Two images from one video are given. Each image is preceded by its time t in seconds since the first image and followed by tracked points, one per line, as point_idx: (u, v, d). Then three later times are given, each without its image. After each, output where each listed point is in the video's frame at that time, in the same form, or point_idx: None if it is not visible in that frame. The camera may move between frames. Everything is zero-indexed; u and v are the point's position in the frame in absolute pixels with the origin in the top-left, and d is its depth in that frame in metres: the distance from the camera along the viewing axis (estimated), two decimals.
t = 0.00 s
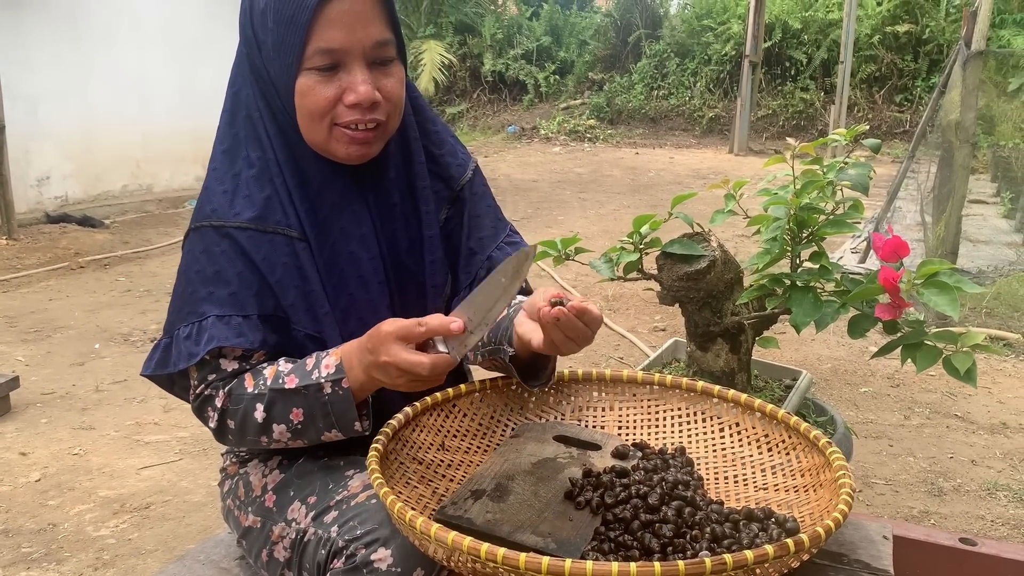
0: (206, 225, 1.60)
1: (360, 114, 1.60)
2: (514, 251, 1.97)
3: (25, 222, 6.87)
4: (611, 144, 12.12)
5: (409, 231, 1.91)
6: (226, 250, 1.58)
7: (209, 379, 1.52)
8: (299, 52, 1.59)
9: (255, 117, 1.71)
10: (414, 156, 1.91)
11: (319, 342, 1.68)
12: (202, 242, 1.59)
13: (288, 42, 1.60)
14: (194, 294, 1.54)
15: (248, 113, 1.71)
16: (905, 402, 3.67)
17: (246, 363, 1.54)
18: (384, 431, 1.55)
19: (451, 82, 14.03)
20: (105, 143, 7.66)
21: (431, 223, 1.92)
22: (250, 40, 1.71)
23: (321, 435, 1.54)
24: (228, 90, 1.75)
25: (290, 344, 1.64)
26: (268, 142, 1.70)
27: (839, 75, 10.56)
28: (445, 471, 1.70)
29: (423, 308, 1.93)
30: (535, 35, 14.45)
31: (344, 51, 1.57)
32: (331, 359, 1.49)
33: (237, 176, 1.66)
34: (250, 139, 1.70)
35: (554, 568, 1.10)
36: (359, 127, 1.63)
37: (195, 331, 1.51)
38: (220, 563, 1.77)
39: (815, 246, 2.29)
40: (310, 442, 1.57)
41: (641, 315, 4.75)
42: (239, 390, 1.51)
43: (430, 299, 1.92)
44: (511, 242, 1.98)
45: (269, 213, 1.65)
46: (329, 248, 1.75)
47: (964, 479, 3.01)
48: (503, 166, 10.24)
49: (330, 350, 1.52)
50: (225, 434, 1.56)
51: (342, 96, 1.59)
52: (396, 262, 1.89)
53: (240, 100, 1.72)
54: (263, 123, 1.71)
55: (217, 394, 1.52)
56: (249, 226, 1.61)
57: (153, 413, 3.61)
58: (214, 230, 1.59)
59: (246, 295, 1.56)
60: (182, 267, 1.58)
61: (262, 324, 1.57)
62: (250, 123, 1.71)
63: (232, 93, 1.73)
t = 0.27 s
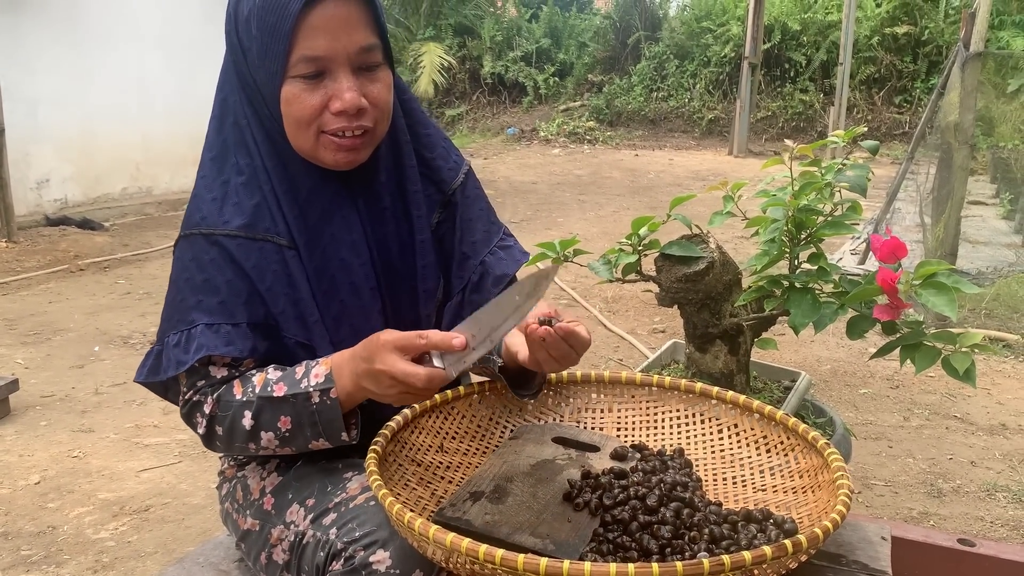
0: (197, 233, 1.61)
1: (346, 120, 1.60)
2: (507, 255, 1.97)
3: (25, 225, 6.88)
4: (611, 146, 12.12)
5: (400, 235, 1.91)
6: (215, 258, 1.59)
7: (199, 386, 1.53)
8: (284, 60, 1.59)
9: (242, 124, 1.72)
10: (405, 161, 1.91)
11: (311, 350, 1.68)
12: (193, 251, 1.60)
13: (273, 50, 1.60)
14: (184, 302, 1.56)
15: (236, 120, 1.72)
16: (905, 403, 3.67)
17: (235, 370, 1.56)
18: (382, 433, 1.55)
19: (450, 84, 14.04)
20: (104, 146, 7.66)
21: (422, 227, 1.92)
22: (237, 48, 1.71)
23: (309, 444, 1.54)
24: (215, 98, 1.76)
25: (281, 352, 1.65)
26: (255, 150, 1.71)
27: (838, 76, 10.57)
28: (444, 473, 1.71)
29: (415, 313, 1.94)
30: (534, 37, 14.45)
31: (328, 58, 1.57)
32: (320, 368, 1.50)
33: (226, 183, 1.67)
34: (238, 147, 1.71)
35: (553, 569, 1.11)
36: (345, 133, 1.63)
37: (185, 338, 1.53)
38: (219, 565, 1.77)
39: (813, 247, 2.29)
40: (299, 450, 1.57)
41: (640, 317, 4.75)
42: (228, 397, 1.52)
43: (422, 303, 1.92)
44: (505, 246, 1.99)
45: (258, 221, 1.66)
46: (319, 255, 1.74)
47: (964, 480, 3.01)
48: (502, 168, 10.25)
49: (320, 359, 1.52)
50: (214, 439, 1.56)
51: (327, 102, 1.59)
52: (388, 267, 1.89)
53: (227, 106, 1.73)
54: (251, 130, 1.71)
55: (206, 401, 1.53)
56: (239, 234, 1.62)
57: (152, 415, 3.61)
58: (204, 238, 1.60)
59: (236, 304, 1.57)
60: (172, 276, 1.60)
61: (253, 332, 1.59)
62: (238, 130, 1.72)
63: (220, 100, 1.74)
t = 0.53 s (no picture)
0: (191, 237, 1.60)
1: (353, 130, 1.60)
2: (509, 250, 1.98)
3: (26, 227, 6.88)
4: (611, 148, 12.13)
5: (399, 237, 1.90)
6: (208, 263, 1.58)
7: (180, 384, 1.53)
8: (292, 68, 1.58)
9: (239, 127, 1.70)
10: (403, 162, 1.90)
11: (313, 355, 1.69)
12: (186, 256, 1.59)
13: (282, 57, 1.59)
14: (173, 306, 1.55)
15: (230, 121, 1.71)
16: (906, 404, 3.67)
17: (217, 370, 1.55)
18: (385, 435, 1.56)
19: (451, 86, 14.06)
20: (105, 148, 7.67)
21: (421, 229, 1.91)
22: (239, 51, 1.70)
23: (284, 438, 1.54)
24: (211, 99, 1.74)
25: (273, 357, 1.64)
26: (252, 152, 1.70)
27: (838, 78, 10.58)
28: (447, 475, 1.70)
29: (416, 316, 1.93)
30: (534, 39, 14.46)
31: (338, 66, 1.57)
32: (292, 360, 1.50)
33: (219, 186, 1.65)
34: (235, 149, 1.69)
35: (556, 569, 1.11)
36: (353, 143, 1.63)
37: (172, 342, 1.52)
38: (222, 567, 1.77)
39: (815, 248, 2.30)
40: (275, 445, 1.57)
41: (641, 318, 4.75)
42: (207, 393, 1.53)
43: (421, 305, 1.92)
44: (506, 240, 2.00)
45: (253, 226, 1.65)
46: (318, 260, 1.75)
47: (965, 481, 3.01)
48: (502, 170, 10.25)
49: (293, 352, 1.53)
50: (195, 437, 1.57)
51: (335, 111, 1.59)
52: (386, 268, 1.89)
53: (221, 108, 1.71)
54: (248, 133, 1.70)
55: (186, 399, 1.55)
56: (233, 239, 1.61)
57: (154, 417, 3.61)
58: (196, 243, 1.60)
59: (226, 309, 1.57)
60: (164, 279, 1.59)
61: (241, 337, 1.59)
62: (234, 133, 1.70)
63: (213, 99, 1.73)
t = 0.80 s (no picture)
0: (169, 240, 1.62)
1: (377, 166, 1.59)
2: (502, 247, 2.04)
3: (25, 230, 6.89)
4: (610, 149, 12.14)
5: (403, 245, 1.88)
6: (193, 274, 1.59)
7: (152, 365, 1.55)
8: (326, 105, 1.54)
9: (248, 144, 1.67)
10: (408, 168, 1.86)
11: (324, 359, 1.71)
12: (163, 257, 1.62)
13: (317, 94, 1.55)
14: (155, 306, 1.58)
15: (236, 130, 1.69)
16: (905, 406, 3.67)
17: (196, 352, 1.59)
18: (383, 438, 1.56)
19: (450, 89, 14.09)
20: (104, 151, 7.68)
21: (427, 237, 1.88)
22: (263, 73, 1.65)
23: (256, 423, 1.58)
24: (221, 112, 1.70)
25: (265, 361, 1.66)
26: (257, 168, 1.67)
27: (837, 80, 10.59)
28: (445, 478, 1.71)
29: (421, 324, 1.89)
30: (533, 41, 14.46)
31: (373, 109, 1.53)
32: (285, 352, 1.55)
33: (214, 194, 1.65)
34: (240, 165, 1.67)
35: (551, 570, 1.11)
36: (372, 176, 1.62)
37: (151, 337, 1.56)
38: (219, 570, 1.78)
39: (812, 251, 2.30)
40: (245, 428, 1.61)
41: (640, 320, 4.76)
42: (182, 372, 1.56)
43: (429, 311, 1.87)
44: (498, 236, 2.05)
45: (246, 241, 1.64)
46: (332, 268, 1.75)
47: (964, 483, 3.02)
48: (502, 172, 10.26)
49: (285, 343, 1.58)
50: (154, 409, 1.58)
51: (364, 147, 1.56)
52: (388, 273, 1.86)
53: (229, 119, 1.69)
54: (255, 149, 1.67)
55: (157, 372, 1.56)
56: (222, 253, 1.62)
57: (153, 420, 3.61)
58: (175, 246, 1.62)
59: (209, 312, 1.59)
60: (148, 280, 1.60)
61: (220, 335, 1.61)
62: (242, 149, 1.67)
63: (221, 106, 1.71)
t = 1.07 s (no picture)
0: (191, 229, 1.60)
1: (398, 179, 1.59)
2: (513, 255, 2.03)
3: (26, 234, 6.89)
4: (610, 152, 12.16)
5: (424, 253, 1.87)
6: (219, 269, 1.58)
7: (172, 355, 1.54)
8: (351, 120, 1.54)
9: (277, 153, 1.68)
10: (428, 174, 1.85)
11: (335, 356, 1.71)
12: (184, 246, 1.60)
13: (342, 109, 1.55)
14: (178, 294, 1.56)
15: (263, 133, 1.71)
16: (905, 408, 3.67)
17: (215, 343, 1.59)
18: (385, 442, 1.57)
19: (449, 92, 14.13)
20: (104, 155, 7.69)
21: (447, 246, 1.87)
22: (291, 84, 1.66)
23: (274, 410, 1.59)
24: (255, 120, 1.72)
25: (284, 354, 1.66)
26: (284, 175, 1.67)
27: (836, 82, 10.61)
28: (445, 484, 1.70)
29: (435, 330, 1.87)
30: (532, 44, 14.48)
31: (396, 126, 1.53)
32: (309, 341, 1.58)
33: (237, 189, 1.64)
34: (267, 171, 1.67)
35: (553, 563, 1.11)
36: (392, 190, 1.63)
37: (174, 322, 1.54)
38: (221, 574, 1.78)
39: (811, 253, 2.31)
40: (261, 416, 1.62)
41: (640, 322, 4.76)
42: (202, 358, 1.56)
43: (444, 317, 1.86)
44: (510, 242, 2.04)
45: (272, 244, 1.62)
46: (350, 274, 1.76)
47: (964, 485, 3.02)
48: (501, 175, 10.27)
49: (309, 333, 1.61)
50: (170, 393, 1.57)
51: (386, 161, 1.56)
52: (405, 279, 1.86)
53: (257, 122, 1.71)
54: (283, 158, 1.68)
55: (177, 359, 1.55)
56: (249, 253, 1.59)
57: (153, 424, 3.62)
58: (196, 236, 1.60)
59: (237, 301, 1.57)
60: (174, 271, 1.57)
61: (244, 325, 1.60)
62: (271, 157, 1.68)
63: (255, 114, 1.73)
